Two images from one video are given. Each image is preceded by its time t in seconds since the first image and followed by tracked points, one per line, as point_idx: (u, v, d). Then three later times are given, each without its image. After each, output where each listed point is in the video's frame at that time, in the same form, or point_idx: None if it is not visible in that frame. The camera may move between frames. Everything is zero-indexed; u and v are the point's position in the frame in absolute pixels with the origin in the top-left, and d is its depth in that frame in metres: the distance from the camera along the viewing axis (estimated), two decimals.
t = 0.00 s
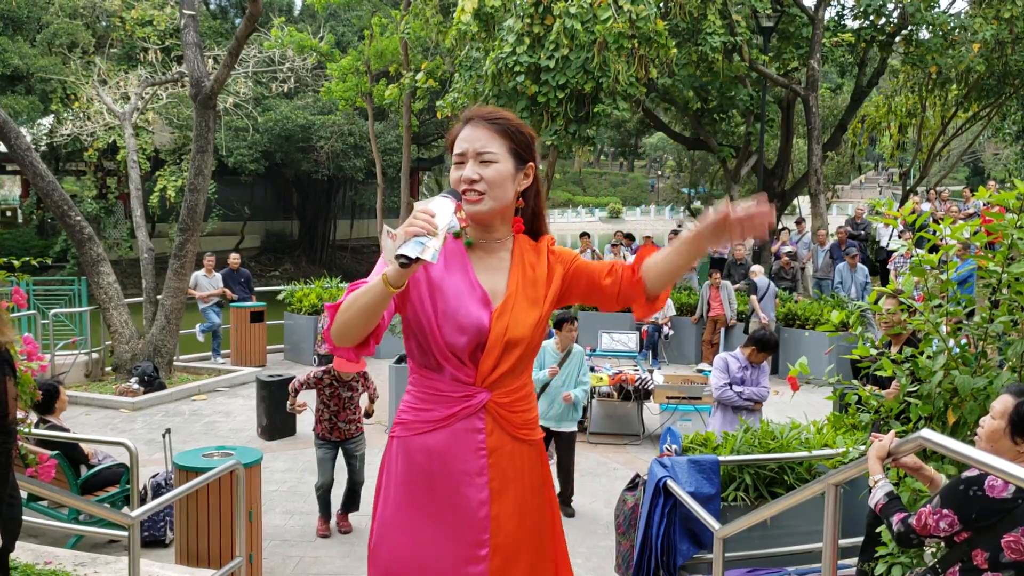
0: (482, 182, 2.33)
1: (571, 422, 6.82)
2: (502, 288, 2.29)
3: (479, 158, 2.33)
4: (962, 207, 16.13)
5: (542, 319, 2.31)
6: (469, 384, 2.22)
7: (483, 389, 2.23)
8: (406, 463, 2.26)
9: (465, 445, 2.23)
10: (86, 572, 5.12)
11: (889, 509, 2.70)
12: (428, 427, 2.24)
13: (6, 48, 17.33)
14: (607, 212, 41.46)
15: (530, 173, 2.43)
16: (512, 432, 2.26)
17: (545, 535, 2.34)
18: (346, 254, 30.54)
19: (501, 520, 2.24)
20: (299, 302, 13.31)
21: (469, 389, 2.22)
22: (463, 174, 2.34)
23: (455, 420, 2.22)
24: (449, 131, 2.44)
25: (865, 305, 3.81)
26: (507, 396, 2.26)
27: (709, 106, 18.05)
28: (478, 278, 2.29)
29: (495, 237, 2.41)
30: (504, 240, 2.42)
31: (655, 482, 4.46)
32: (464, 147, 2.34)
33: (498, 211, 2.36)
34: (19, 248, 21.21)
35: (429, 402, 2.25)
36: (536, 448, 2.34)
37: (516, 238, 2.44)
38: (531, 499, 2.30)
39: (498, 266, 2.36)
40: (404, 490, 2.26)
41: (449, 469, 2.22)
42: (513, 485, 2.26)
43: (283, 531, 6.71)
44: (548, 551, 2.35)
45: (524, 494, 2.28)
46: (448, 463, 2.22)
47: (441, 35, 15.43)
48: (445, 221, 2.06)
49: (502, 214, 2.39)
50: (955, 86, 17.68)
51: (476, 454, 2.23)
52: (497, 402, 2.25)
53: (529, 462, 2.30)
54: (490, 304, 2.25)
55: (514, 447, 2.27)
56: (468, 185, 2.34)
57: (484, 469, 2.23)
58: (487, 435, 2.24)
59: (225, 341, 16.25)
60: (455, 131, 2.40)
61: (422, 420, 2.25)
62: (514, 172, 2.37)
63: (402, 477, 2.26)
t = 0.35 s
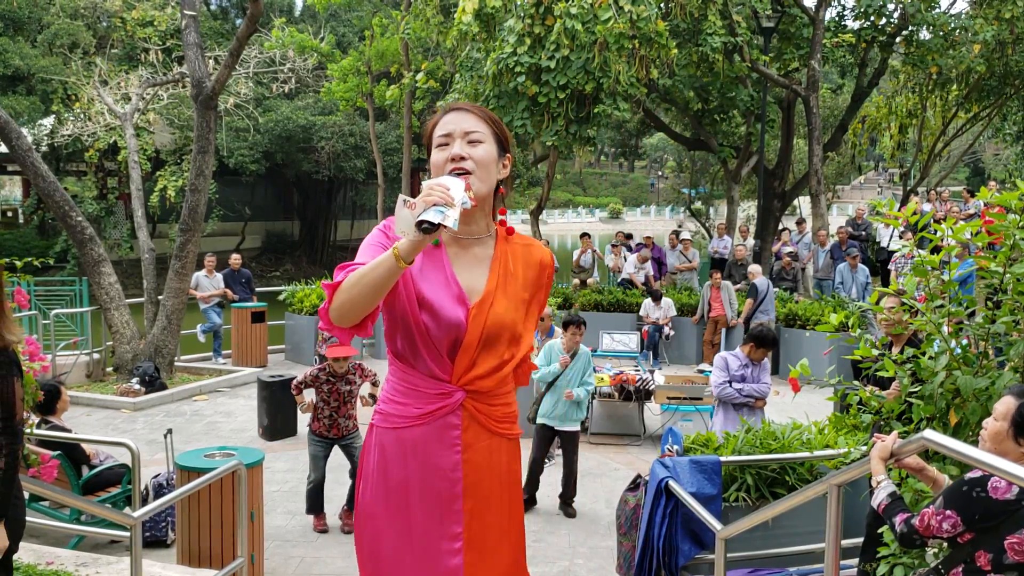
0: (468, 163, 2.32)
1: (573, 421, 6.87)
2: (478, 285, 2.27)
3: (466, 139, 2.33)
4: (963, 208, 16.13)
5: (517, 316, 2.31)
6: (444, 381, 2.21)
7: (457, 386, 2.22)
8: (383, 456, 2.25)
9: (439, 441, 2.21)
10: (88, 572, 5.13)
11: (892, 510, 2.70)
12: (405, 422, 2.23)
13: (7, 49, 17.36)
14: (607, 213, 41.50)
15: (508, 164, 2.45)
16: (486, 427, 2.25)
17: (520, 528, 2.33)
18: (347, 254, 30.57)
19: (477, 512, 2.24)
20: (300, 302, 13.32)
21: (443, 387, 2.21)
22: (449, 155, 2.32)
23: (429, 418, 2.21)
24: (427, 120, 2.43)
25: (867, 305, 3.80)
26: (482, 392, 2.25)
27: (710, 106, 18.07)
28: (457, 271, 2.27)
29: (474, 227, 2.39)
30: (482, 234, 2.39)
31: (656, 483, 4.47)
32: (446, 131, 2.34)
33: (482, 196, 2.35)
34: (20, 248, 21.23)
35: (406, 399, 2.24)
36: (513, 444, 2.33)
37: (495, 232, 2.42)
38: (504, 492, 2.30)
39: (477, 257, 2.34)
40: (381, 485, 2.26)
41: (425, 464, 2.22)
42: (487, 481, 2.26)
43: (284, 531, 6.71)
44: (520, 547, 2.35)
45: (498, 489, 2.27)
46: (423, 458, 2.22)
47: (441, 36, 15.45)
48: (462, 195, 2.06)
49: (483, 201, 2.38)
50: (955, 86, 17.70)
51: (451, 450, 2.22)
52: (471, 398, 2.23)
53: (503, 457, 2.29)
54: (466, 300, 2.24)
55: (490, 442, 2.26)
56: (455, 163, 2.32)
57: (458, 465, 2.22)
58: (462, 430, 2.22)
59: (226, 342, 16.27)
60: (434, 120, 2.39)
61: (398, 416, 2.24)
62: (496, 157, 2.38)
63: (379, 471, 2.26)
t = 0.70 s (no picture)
0: (471, 178, 2.29)
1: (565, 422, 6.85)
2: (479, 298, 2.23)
3: (469, 154, 2.30)
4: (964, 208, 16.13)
5: (517, 327, 2.27)
6: (442, 394, 2.18)
7: (455, 399, 2.19)
8: (379, 470, 2.22)
9: (436, 454, 2.18)
10: (88, 572, 5.13)
11: (892, 509, 2.70)
12: (402, 434, 2.20)
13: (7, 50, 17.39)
14: (606, 212, 41.52)
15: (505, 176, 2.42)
16: (484, 440, 2.22)
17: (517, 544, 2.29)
18: (347, 254, 30.58)
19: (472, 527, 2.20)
20: (300, 302, 13.33)
21: (440, 399, 2.18)
22: (453, 169, 2.28)
23: (427, 429, 2.18)
24: (422, 129, 2.38)
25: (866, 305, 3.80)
26: (481, 405, 2.22)
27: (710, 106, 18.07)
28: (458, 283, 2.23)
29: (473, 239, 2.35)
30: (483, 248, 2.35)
31: (656, 482, 4.47)
32: (448, 145, 2.29)
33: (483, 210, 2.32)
34: (20, 249, 21.24)
35: (404, 412, 2.21)
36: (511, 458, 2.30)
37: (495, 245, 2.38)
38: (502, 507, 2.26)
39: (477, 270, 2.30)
40: (376, 500, 2.22)
41: (421, 477, 2.18)
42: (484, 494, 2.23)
43: (285, 531, 6.72)
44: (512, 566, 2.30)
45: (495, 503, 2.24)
46: (419, 471, 2.18)
47: (441, 36, 15.44)
48: (474, 216, 2.03)
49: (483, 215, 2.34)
50: (955, 86, 17.70)
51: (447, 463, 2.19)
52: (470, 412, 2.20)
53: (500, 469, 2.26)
54: (466, 314, 2.20)
55: (488, 455, 2.23)
56: (459, 176, 2.28)
57: (454, 479, 2.19)
58: (460, 444, 2.19)
59: (226, 342, 16.28)
60: (430, 131, 2.34)
61: (396, 429, 2.20)
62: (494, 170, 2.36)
63: (375, 484, 2.23)
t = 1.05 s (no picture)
0: (487, 189, 2.30)
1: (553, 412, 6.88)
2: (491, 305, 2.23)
3: (486, 166, 2.31)
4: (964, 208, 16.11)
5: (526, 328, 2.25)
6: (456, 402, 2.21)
7: (469, 404, 2.20)
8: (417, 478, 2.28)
9: (456, 459, 2.20)
10: (87, 572, 5.14)
11: (891, 509, 2.70)
12: (429, 444, 2.24)
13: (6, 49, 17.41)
14: (606, 213, 41.52)
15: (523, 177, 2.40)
16: (502, 444, 2.19)
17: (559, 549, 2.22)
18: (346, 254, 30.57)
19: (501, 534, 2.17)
20: (299, 303, 13.32)
21: (455, 406, 2.21)
22: (470, 178, 2.29)
23: (447, 436, 2.21)
24: (440, 134, 2.38)
25: (865, 305, 3.79)
26: (497, 409, 2.20)
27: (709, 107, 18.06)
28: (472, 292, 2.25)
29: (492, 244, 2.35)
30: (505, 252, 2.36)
31: (655, 483, 4.47)
32: (469, 153, 2.30)
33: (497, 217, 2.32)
34: (19, 249, 21.24)
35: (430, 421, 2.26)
36: (544, 455, 2.22)
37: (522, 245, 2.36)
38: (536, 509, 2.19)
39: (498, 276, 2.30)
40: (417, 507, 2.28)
41: (448, 484, 2.21)
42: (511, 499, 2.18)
43: (284, 531, 6.72)
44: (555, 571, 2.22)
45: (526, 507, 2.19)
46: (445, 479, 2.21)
47: (440, 36, 15.44)
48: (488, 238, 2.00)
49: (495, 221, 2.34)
50: (955, 87, 17.70)
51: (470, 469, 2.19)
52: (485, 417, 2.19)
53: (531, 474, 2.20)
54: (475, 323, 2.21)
55: (513, 459, 2.19)
56: (475, 188, 2.29)
57: (477, 483, 2.19)
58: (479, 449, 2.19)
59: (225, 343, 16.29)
60: (447, 135, 2.35)
61: (425, 439, 2.26)
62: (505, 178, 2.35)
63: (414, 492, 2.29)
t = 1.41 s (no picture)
0: (489, 182, 2.30)
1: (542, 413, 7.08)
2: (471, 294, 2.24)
3: (488, 158, 2.31)
4: (963, 208, 16.10)
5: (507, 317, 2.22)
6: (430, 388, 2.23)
7: (443, 390, 2.22)
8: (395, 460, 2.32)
9: (430, 445, 2.22)
10: (86, 572, 5.14)
11: (889, 509, 2.70)
12: (406, 429, 2.27)
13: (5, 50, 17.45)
14: (606, 212, 41.51)
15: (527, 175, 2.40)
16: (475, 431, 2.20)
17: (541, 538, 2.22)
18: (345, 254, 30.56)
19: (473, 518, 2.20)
20: (298, 303, 13.32)
21: (429, 392, 2.23)
22: (473, 170, 2.29)
23: (422, 423, 2.23)
24: (445, 124, 2.39)
25: (864, 305, 3.79)
26: (470, 396, 2.21)
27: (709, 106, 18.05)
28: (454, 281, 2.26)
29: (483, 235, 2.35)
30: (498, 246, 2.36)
31: (654, 483, 4.48)
32: (473, 145, 2.31)
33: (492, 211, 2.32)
34: (18, 249, 21.26)
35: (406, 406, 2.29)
36: (519, 444, 2.23)
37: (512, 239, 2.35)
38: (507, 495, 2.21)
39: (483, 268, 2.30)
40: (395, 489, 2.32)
41: (422, 469, 2.24)
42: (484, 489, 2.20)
43: (283, 531, 6.72)
44: (535, 561, 2.21)
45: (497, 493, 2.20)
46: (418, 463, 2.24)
47: (439, 36, 15.45)
48: (481, 246, 2.01)
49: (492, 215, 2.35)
50: (954, 87, 17.70)
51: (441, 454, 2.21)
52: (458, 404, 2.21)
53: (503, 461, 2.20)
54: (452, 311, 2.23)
55: (484, 445, 2.20)
56: (477, 180, 2.29)
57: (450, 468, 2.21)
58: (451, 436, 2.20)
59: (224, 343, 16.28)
60: (450, 126, 2.35)
61: (401, 423, 2.29)
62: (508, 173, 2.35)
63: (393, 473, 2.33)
